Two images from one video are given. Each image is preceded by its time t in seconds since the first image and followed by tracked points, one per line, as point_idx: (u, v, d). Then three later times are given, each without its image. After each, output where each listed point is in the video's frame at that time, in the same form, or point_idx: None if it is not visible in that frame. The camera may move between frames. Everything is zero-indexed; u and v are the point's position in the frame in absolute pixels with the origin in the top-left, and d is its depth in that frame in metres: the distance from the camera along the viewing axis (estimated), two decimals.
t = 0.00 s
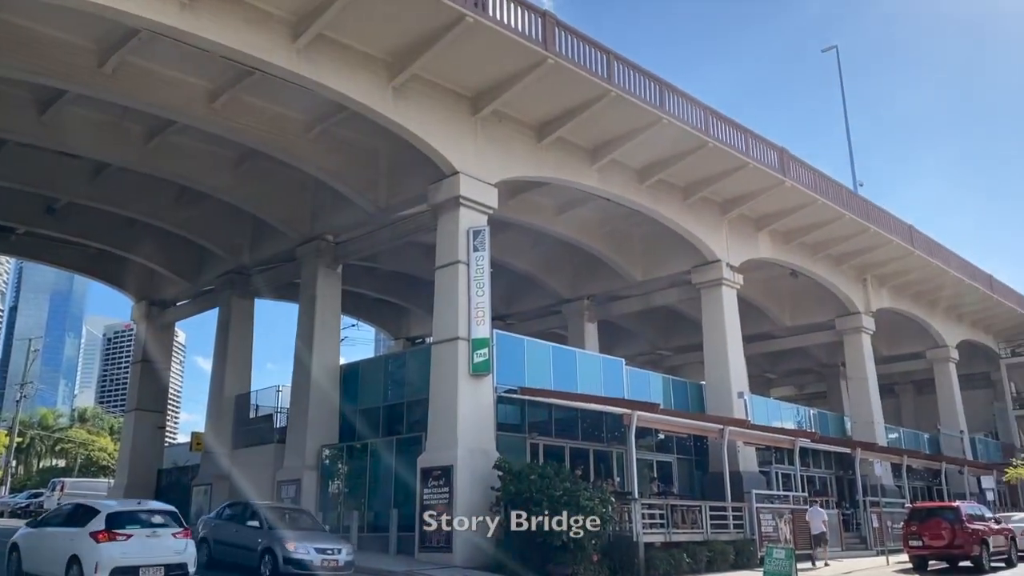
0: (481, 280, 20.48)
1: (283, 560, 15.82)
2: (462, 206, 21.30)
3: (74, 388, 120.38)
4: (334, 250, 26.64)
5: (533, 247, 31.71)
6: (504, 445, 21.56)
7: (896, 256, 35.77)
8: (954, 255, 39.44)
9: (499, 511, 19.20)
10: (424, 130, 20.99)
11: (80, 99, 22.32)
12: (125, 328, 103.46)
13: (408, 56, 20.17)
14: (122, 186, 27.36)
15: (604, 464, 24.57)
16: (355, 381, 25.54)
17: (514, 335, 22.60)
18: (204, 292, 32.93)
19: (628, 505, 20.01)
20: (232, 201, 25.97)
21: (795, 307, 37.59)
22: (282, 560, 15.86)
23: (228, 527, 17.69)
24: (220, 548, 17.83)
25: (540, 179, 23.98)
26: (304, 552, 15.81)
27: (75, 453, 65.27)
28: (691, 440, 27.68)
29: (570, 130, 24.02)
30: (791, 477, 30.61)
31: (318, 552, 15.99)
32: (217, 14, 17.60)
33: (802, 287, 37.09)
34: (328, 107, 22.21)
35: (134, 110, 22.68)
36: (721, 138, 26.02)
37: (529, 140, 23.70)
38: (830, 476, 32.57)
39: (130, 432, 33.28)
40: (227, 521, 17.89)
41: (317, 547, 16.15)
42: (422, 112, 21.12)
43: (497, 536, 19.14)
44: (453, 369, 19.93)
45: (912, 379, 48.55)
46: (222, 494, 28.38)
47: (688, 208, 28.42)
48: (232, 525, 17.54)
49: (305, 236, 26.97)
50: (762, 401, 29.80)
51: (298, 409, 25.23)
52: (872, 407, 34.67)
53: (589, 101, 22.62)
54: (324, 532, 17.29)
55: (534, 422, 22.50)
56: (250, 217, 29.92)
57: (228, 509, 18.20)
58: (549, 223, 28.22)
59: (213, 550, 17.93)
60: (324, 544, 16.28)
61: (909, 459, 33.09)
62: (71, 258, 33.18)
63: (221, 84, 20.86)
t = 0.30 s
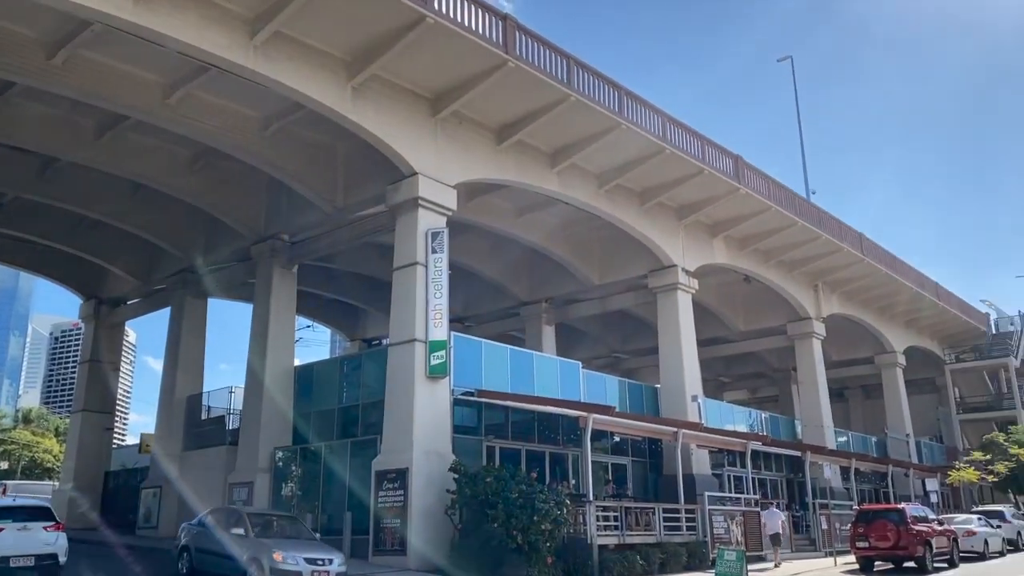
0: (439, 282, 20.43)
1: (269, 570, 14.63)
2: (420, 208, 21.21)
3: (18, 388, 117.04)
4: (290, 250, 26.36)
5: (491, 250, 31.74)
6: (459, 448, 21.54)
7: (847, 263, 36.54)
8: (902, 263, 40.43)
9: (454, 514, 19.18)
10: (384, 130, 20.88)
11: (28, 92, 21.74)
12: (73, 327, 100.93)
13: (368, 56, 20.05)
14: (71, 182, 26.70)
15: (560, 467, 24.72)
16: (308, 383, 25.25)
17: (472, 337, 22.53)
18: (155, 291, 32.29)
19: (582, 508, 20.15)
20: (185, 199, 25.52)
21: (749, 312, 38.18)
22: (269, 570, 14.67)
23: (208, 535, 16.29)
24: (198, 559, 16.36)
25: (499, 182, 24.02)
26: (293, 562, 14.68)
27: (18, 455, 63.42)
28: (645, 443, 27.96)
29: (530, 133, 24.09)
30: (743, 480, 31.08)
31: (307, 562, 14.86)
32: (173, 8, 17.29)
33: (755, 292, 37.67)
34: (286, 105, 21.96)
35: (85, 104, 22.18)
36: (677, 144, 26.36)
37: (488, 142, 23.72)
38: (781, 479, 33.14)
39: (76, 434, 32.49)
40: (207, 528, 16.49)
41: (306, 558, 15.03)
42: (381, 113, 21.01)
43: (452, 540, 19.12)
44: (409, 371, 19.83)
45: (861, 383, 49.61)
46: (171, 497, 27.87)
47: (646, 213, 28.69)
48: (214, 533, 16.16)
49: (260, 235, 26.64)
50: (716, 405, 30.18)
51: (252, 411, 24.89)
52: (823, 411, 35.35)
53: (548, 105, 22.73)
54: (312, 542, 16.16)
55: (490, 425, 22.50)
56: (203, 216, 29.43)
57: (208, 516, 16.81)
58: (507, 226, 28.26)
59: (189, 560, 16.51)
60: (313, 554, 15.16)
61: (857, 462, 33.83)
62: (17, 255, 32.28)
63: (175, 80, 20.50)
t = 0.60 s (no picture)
0: (396, 283, 20.32)
1: None
2: (377, 207, 21.06)
3: None
4: (243, 248, 25.98)
5: (448, 251, 31.67)
6: (413, 450, 21.41)
7: (798, 269, 37.24)
8: (851, 270, 41.35)
9: (407, 516, 19.04)
10: (341, 129, 20.70)
11: None
12: (16, 325, 98.10)
13: (326, 53, 19.86)
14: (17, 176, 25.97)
15: (514, 469, 24.78)
16: (261, 383, 24.87)
17: (428, 338, 22.42)
18: (103, 288, 31.55)
19: (536, 509, 20.30)
20: (136, 195, 24.99)
21: (703, 316, 38.66)
22: None
23: (191, 543, 15.12)
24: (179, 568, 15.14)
25: (457, 183, 23.97)
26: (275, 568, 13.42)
27: None
28: (600, 445, 28.16)
29: (489, 135, 24.09)
30: (695, 481, 31.47)
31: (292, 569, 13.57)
32: None
33: (708, 296, 38.16)
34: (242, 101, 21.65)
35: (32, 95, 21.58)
36: (635, 149, 26.62)
37: (447, 143, 23.67)
38: (732, 481, 33.60)
39: (19, 434, 31.58)
40: (190, 536, 15.33)
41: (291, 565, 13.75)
42: (339, 111, 20.83)
43: (405, 542, 19.00)
44: (364, 372, 19.67)
45: (810, 387, 50.58)
46: (117, 499, 27.24)
47: (603, 217, 28.87)
48: (196, 541, 14.99)
49: (213, 233, 26.22)
50: (670, 408, 30.49)
51: (202, 412, 24.44)
52: (773, 414, 35.94)
53: (507, 107, 22.80)
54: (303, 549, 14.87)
55: (446, 427, 22.43)
56: (154, 212, 28.84)
57: (191, 524, 15.66)
58: (465, 227, 28.23)
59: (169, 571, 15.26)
60: (299, 560, 13.86)
61: (806, 465, 34.48)
62: None
63: (128, 73, 20.06)
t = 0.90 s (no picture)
0: (351, 282, 20.15)
1: None
2: (333, 206, 20.85)
3: None
4: (195, 245, 25.51)
5: (405, 250, 31.50)
6: (366, 451, 21.25)
7: (750, 274, 37.83)
8: (801, 275, 42.13)
9: (359, 518, 18.86)
10: (297, 126, 20.45)
11: None
12: None
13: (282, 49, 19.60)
14: None
15: (468, 470, 24.78)
16: (212, 382, 24.45)
17: (382, 338, 22.26)
18: (48, 284, 30.70)
19: (489, 511, 20.40)
20: (83, 188, 24.36)
21: (657, 319, 39.02)
22: None
23: (166, 551, 14.31)
24: None
25: (415, 183, 23.84)
26: None
27: None
28: (554, 446, 28.29)
29: (447, 135, 24.03)
30: (648, 483, 31.78)
31: None
32: None
33: (663, 300, 38.55)
34: (195, 95, 21.26)
35: None
36: (592, 152, 26.80)
37: (405, 142, 23.54)
38: (683, 482, 34.00)
39: None
40: (164, 543, 14.53)
41: None
42: (295, 108, 20.56)
43: (357, 543, 18.85)
44: (317, 372, 19.46)
45: (761, 390, 51.38)
46: (60, 501, 26.55)
47: (560, 219, 28.98)
48: (171, 549, 14.18)
49: (163, 229, 25.71)
50: (623, 410, 30.72)
51: (150, 412, 23.93)
52: (725, 416, 36.45)
53: (465, 108, 22.79)
54: (282, 557, 13.98)
55: (399, 428, 22.31)
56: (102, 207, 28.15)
57: (167, 531, 14.86)
58: (422, 228, 28.10)
59: None
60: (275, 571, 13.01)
61: (756, 466, 35.05)
62: None
63: (75, 64, 19.54)
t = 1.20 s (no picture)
0: (305, 281, 19.96)
1: None
2: (287, 203, 20.60)
3: None
4: (144, 241, 25.00)
5: (360, 249, 31.26)
6: (318, 452, 21.05)
7: (703, 278, 38.36)
8: (753, 280, 42.86)
9: (310, 519, 18.69)
10: (252, 122, 20.16)
11: None
12: None
13: (238, 44, 19.31)
14: None
15: (422, 471, 24.74)
16: (160, 380, 23.98)
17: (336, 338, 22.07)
18: None
19: (442, 512, 20.36)
20: (28, 181, 23.69)
21: (612, 321, 39.33)
22: None
23: (130, 560, 13.31)
24: None
25: (371, 181, 23.69)
26: None
27: None
28: (508, 447, 28.35)
29: (404, 134, 23.91)
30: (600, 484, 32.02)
31: None
32: None
33: (618, 302, 38.87)
34: (147, 88, 20.83)
35: None
36: (550, 155, 26.96)
37: (362, 140, 23.37)
38: (635, 483, 34.32)
39: None
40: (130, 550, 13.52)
41: None
42: (250, 103, 20.27)
43: (307, 545, 18.66)
44: (269, 372, 19.21)
45: (712, 393, 52.13)
46: None
47: (517, 221, 29.03)
48: (135, 557, 13.16)
49: (112, 223, 25.16)
50: (577, 411, 30.89)
51: (95, 410, 23.37)
52: (677, 418, 36.87)
53: (423, 107, 22.74)
54: (253, 567, 12.88)
55: (352, 428, 22.14)
56: (48, 200, 27.40)
57: (134, 538, 13.84)
58: (378, 227, 27.91)
59: None
60: None
61: (706, 468, 35.55)
62: None
63: (22, 53, 18.98)
